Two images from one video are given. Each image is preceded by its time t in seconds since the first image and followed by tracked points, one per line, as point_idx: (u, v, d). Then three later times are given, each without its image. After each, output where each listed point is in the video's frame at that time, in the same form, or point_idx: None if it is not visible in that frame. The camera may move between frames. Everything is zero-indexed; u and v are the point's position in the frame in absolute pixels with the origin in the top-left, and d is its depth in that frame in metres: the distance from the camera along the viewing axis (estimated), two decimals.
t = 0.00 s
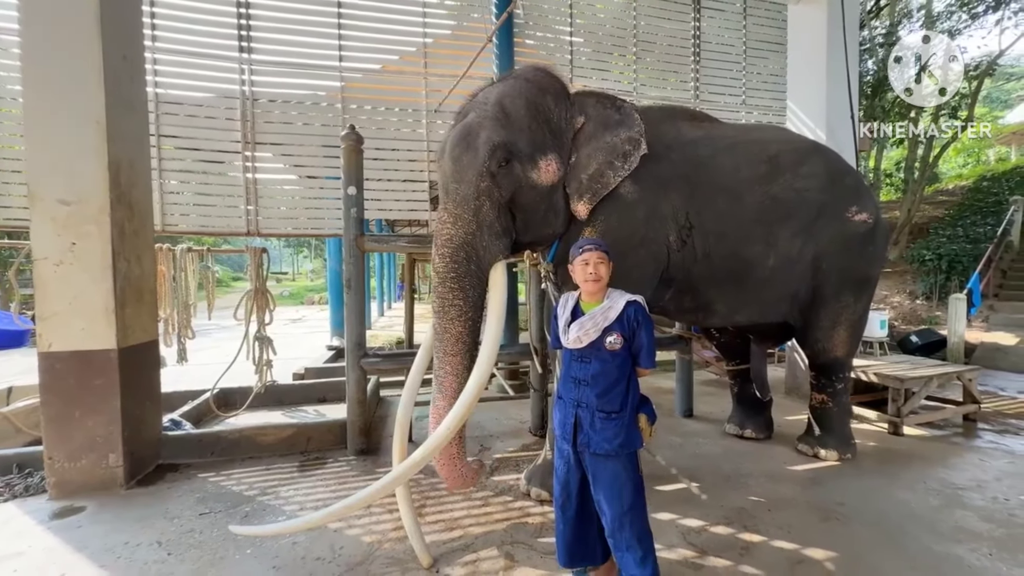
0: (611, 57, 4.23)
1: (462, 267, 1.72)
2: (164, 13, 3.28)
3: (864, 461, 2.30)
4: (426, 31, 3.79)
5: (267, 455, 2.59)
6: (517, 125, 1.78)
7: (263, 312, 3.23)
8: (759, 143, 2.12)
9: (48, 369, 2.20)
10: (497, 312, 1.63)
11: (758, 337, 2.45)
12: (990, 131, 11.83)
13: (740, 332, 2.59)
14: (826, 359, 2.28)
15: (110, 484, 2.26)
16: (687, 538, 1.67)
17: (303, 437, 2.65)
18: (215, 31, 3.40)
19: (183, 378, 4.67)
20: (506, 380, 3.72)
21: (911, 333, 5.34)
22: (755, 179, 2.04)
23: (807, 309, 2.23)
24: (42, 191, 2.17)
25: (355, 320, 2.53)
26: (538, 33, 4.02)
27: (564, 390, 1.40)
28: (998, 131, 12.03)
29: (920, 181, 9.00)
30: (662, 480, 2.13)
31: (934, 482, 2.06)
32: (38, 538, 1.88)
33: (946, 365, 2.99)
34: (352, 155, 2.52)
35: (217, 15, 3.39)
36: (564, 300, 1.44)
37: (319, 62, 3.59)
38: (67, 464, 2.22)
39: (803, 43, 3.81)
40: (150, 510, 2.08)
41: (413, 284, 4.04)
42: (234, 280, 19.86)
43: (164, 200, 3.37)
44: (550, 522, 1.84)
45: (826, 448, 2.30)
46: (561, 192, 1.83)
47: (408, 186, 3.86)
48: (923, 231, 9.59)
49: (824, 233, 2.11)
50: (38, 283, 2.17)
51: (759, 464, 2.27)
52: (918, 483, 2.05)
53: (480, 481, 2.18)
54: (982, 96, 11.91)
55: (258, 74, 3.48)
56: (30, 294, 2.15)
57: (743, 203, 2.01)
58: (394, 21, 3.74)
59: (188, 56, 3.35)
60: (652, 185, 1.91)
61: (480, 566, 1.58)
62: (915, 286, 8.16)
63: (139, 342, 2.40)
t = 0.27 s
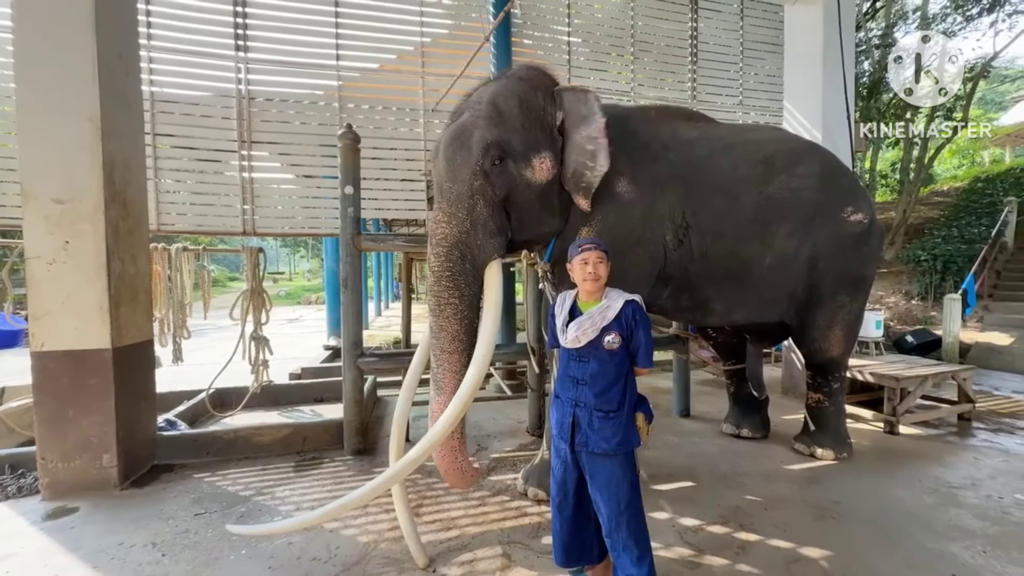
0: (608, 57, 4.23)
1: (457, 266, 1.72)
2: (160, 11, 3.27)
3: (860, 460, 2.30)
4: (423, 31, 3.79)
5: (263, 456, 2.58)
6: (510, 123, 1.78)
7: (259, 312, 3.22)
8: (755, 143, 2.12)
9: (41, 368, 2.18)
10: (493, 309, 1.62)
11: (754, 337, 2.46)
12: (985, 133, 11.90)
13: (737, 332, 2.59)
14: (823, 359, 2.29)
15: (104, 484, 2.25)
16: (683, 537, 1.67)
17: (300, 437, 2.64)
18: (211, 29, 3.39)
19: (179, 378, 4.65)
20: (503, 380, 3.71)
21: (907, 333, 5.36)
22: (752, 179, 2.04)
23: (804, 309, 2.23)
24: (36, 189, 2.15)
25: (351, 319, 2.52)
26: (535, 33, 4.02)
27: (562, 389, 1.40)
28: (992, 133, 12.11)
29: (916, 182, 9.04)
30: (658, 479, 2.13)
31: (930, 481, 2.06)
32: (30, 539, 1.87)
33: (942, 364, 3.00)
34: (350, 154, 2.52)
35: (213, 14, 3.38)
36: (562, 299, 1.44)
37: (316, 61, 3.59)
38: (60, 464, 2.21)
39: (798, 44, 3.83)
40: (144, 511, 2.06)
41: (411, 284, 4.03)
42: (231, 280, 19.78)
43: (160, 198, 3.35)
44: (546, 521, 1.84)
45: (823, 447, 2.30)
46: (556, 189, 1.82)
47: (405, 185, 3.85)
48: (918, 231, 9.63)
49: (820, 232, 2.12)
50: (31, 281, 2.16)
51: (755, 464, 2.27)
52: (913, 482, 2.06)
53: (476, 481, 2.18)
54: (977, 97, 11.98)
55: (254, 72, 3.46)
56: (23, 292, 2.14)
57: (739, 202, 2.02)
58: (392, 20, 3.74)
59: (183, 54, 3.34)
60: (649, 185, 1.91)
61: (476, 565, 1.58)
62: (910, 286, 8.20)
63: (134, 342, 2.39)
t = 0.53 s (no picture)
0: (606, 57, 4.24)
1: (450, 265, 1.71)
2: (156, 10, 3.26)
3: (856, 459, 2.31)
4: (421, 31, 3.79)
5: (260, 456, 2.58)
6: (503, 123, 1.78)
7: (256, 312, 3.21)
8: (751, 144, 2.12)
9: (36, 369, 2.17)
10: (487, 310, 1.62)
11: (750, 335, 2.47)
12: (979, 134, 11.97)
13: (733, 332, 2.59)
14: (818, 359, 2.30)
15: (99, 486, 2.23)
16: (680, 536, 1.67)
17: (297, 437, 2.63)
18: (208, 28, 3.38)
19: (176, 379, 4.63)
20: (501, 380, 3.71)
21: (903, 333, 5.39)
22: (747, 179, 2.05)
23: (800, 309, 2.24)
24: (30, 188, 2.14)
25: (349, 319, 2.53)
26: (533, 33, 4.02)
27: (559, 388, 1.40)
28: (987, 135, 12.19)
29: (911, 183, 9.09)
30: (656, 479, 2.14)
31: (925, 480, 2.07)
32: (24, 541, 1.86)
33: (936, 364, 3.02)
34: (348, 154, 2.52)
35: (210, 13, 3.37)
36: (560, 298, 1.44)
37: (313, 61, 3.58)
38: (55, 466, 2.19)
39: (793, 46, 3.85)
40: (140, 512, 2.05)
41: (408, 284, 4.03)
42: (227, 280, 19.73)
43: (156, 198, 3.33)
44: (544, 521, 1.84)
45: (819, 447, 2.31)
46: (549, 189, 1.83)
47: (402, 185, 3.84)
48: (914, 232, 9.68)
49: (815, 232, 2.12)
50: (26, 281, 2.15)
51: (752, 463, 2.28)
52: (908, 481, 2.07)
53: (474, 481, 2.18)
54: (972, 99, 12.05)
55: (250, 72, 3.46)
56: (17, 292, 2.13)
57: (735, 203, 2.02)
58: (390, 20, 3.73)
59: (180, 53, 3.33)
60: (644, 185, 1.92)
61: (474, 565, 1.58)
62: (905, 286, 8.24)
63: (129, 342, 2.38)
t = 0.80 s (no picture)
0: (600, 58, 4.25)
1: (431, 262, 1.72)
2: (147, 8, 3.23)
3: (847, 456, 2.34)
4: (416, 30, 3.79)
5: (254, 457, 2.56)
6: (491, 124, 1.80)
7: (250, 312, 3.19)
8: (742, 145, 2.14)
9: (24, 370, 2.14)
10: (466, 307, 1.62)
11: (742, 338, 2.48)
12: (967, 136, 12.12)
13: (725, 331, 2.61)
14: (809, 358, 2.32)
15: (90, 488, 2.21)
16: (674, 533, 1.68)
17: (291, 438, 2.62)
18: (201, 26, 3.35)
19: (168, 379, 4.60)
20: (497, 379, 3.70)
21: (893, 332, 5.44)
22: (738, 180, 2.06)
23: (790, 309, 2.26)
24: (19, 187, 2.12)
25: (344, 318, 2.52)
26: (528, 33, 4.03)
27: (555, 387, 1.41)
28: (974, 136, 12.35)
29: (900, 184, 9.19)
30: (649, 477, 2.15)
31: (913, 476, 2.10)
32: (13, 544, 1.84)
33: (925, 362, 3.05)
34: (341, 153, 2.50)
35: (202, 11, 3.35)
36: (555, 298, 1.44)
37: (307, 60, 3.56)
38: (45, 468, 2.17)
39: (784, 48, 3.88)
40: (132, 514, 2.04)
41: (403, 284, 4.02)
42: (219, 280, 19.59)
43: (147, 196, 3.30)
44: (540, 520, 1.84)
45: (810, 445, 2.34)
46: (535, 191, 1.84)
47: (397, 185, 3.83)
48: (903, 232, 9.79)
49: (805, 233, 2.14)
50: (15, 281, 2.12)
51: (744, 461, 2.30)
52: (897, 477, 2.09)
53: (469, 480, 2.18)
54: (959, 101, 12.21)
55: (244, 70, 3.44)
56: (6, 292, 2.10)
57: (726, 203, 2.04)
58: (384, 19, 3.72)
59: (172, 51, 3.30)
60: (637, 186, 1.93)
61: (469, 565, 1.58)
62: (895, 286, 8.34)
63: (121, 342, 2.36)
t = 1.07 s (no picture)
0: (591, 61, 4.28)
1: (404, 255, 1.75)
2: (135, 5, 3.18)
3: (832, 453, 2.39)
4: (408, 31, 3.79)
5: (246, 459, 2.55)
6: (477, 124, 1.85)
7: (240, 312, 3.16)
8: (729, 149, 2.16)
9: (9, 372, 2.11)
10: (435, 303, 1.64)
11: (729, 337, 2.53)
12: (947, 139, 12.36)
13: (714, 331, 2.64)
14: (795, 357, 2.35)
15: (78, 492, 2.18)
16: (666, 529, 1.71)
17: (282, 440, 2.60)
18: (189, 24, 3.31)
19: (156, 381, 4.54)
20: (490, 379, 3.71)
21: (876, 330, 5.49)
22: (725, 183, 2.09)
23: (776, 309, 2.30)
24: (5, 187, 2.09)
25: (337, 319, 2.50)
26: (520, 35, 4.04)
27: (549, 386, 1.42)
28: (954, 140, 12.60)
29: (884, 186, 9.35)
30: (640, 474, 2.18)
31: (896, 471, 2.15)
32: None
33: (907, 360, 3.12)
34: (334, 153, 2.50)
35: (191, 9, 3.31)
36: (550, 299, 1.46)
37: (299, 59, 3.55)
38: (30, 472, 2.14)
39: (769, 52, 3.94)
40: (121, 518, 2.02)
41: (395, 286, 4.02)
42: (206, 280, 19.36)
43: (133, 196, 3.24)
44: (533, 518, 1.86)
45: (797, 441, 2.39)
46: (517, 192, 1.86)
47: (388, 185, 3.83)
48: (886, 233, 9.96)
49: (790, 235, 2.18)
50: None
51: (733, 458, 2.34)
52: (880, 472, 2.14)
53: (463, 480, 2.20)
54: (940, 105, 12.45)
55: (234, 69, 3.41)
56: None
57: (713, 206, 2.07)
58: (377, 20, 3.73)
59: (160, 49, 3.26)
60: (625, 187, 1.95)
61: (464, 563, 1.59)
62: (878, 286, 8.48)
63: (109, 344, 2.33)
